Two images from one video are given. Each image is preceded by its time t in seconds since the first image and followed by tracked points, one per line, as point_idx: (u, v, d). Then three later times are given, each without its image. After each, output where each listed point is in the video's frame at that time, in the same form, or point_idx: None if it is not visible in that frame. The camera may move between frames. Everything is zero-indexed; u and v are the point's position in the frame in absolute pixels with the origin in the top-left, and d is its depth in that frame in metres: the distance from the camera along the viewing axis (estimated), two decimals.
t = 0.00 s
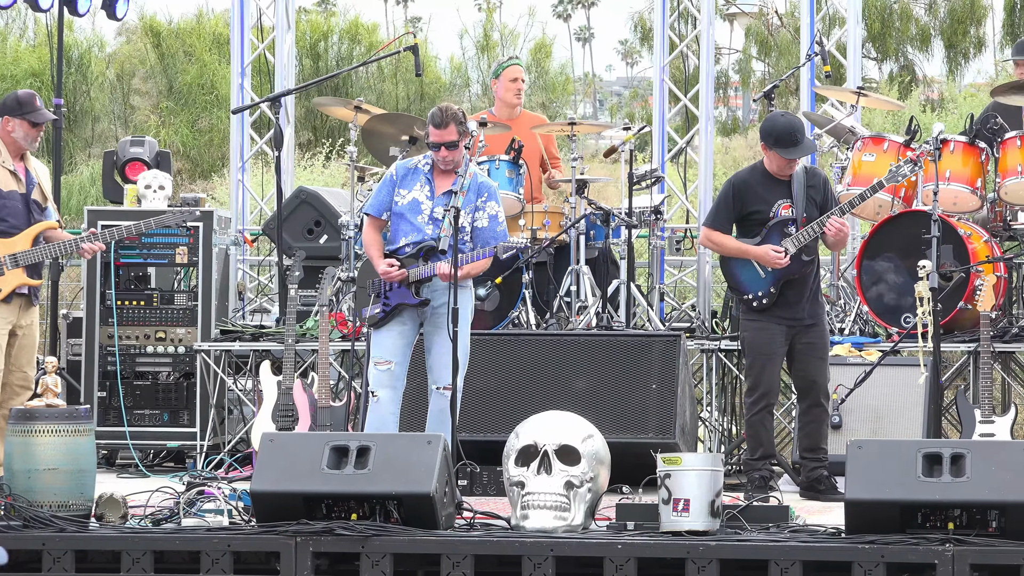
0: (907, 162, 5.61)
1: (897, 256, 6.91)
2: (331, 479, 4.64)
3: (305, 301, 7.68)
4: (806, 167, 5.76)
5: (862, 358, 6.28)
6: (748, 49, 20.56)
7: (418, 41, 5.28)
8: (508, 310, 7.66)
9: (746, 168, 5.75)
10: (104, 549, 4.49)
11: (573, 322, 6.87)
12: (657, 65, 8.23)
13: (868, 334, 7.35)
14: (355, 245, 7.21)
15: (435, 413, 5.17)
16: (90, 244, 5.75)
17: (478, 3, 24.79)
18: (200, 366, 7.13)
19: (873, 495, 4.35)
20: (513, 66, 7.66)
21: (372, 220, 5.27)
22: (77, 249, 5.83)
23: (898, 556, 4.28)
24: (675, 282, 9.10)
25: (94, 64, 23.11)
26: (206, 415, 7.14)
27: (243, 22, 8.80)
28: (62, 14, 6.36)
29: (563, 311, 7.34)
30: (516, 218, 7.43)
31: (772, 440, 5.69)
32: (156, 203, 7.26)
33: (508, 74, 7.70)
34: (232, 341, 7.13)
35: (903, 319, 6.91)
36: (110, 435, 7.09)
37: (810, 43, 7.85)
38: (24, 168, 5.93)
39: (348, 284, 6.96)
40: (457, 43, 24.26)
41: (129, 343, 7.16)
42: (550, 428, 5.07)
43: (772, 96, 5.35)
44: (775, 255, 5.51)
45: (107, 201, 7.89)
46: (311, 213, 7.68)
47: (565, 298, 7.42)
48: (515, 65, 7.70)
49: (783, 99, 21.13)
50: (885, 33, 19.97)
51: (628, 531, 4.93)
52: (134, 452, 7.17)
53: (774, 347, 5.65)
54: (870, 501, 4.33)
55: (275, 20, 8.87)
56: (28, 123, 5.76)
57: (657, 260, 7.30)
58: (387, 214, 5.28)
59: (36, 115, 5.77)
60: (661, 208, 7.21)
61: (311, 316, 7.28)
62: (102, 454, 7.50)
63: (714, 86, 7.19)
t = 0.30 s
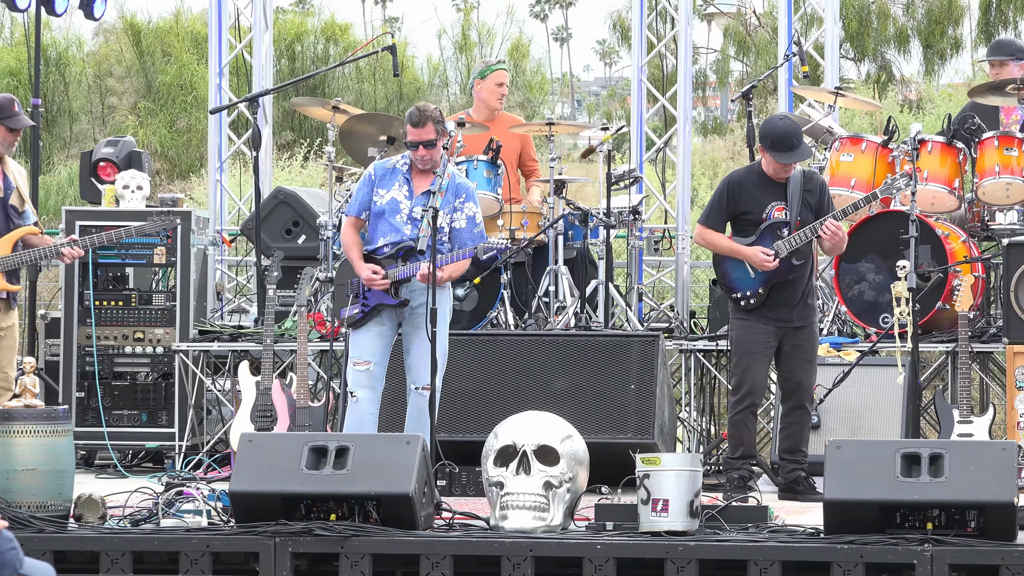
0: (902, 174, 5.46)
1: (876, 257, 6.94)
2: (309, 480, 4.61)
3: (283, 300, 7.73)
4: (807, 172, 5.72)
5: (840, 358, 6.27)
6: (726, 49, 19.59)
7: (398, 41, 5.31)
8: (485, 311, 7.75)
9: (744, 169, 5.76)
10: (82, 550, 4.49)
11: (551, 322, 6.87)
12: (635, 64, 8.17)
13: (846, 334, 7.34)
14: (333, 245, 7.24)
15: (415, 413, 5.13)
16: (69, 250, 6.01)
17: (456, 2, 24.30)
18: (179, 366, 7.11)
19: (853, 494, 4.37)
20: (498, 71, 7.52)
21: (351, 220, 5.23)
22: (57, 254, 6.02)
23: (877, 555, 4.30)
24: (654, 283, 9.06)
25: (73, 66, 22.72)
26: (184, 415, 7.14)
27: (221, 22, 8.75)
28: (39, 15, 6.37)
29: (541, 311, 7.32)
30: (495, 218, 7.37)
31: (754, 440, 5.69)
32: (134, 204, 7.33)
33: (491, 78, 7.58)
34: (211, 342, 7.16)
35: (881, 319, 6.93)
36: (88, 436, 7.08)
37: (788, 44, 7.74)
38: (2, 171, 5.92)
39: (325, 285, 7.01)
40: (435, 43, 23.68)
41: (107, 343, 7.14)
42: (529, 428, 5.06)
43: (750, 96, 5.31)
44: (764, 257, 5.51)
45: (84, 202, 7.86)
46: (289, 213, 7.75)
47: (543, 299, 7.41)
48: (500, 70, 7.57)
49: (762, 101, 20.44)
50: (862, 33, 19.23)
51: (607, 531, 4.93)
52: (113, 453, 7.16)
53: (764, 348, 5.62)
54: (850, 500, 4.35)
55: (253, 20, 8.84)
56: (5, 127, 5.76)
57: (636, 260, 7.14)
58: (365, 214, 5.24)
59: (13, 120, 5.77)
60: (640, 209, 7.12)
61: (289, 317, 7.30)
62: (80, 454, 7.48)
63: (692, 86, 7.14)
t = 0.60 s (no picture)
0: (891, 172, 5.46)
1: (857, 257, 6.96)
2: (290, 480, 4.58)
3: (263, 301, 7.60)
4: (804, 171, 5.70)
5: (821, 358, 6.27)
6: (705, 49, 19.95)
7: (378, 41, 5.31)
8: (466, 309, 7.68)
9: (741, 166, 5.73)
10: (62, 550, 4.50)
11: (532, 322, 6.86)
12: (616, 64, 8.14)
13: (827, 334, 7.25)
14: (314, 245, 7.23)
15: (395, 413, 5.11)
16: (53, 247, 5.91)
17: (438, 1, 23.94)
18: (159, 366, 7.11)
19: (832, 494, 4.38)
20: (460, 70, 7.67)
21: (331, 219, 5.23)
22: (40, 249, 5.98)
23: (857, 555, 4.30)
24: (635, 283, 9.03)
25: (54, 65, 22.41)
26: (165, 415, 7.13)
27: (201, 22, 8.72)
28: (20, 15, 6.37)
29: (523, 312, 7.24)
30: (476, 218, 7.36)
31: (738, 439, 5.67)
32: (114, 204, 7.33)
33: (456, 78, 7.70)
34: (191, 341, 7.16)
35: (861, 319, 6.95)
36: (68, 436, 7.06)
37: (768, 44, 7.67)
38: None
39: (306, 285, 6.75)
40: (416, 43, 23.40)
41: (87, 343, 7.14)
42: (510, 428, 5.05)
43: (732, 97, 5.29)
44: (755, 253, 5.46)
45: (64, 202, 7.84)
46: (270, 213, 7.64)
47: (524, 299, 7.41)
48: (463, 69, 7.70)
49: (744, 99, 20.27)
50: (843, 34, 19.14)
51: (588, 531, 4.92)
52: (93, 453, 7.14)
53: (751, 347, 5.61)
54: (829, 500, 4.35)
55: (234, 20, 8.81)
56: None
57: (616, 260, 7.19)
58: (345, 214, 5.24)
59: None
60: (620, 209, 7.20)
61: (270, 316, 7.35)
62: (59, 455, 7.46)
63: (673, 86, 7.12)
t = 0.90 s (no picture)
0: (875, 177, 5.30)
1: (834, 257, 7.00)
2: (268, 480, 4.56)
3: (240, 300, 7.67)
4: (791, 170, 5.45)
5: (799, 358, 6.25)
6: (682, 50, 18.69)
7: (354, 40, 5.31)
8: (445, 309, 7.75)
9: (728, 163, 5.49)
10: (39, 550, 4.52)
11: (509, 322, 6.87)
12: (592, 64, 8.11)
13: (803, 333, 7.30)
14: (291, 244, 7.25)
15: (371, 413, 5.09)
16: (26, 247, 6.14)
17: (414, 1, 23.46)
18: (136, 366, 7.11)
19: (809, 494, 4.37)
20: (440, 71, 7.65)
21: (307, 219, 5.23)
22: (11, 250, 6.20)
23: (834, 554, 4.31)
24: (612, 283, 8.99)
25: (27, 64, 22.10)
26: (141, 415, 7.12)
27: (177, 22, 8.69)
28: None
29: (499, 312, 7.30)
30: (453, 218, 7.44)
31: (717, 435, 5.48)
32: (90, 203, 7.33)
33: (435, 79, 7.67)
34: (168, 341, 7.16)
35: (838, 319, 6.98)
36: (44, 436, 7.04)
37: (745, 45, 7.59)
38: None
39: (283, 284, 6.77)
40: (392, 43, 22.61)
41: (64, 343, 7.14)
42: (487, 427, 5.03)
43: (708, 96, 5.30)
44: (736, 251, 5.24)
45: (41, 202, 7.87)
46: (246, 213, 7.64)
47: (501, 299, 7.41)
48: (442, 70, 7.67)
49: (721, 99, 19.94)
50: (822, 35, 17.88)
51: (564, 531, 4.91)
52: (69, 453, 7.14)
53: (733, 342, 5.38)
54: (806, 499, 4.35)
55: (210, 20, 8.79)
56: None
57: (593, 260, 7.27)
58: (322, 214, 5.25)
59: None
60: (597, 208, 7.20)
61: (247, 316, 7.33)
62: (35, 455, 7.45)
63: (649, 85, 7.16)
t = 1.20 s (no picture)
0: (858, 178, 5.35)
1: (812, 256, 7.09)
2: (248, 480, 4.54)
3: (221, 300, 7.60)
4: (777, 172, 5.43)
5: (779, 358, 6.25)
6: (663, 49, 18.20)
7: (335, 40, 5.28)
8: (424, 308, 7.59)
9: (713, 164, 5.47)
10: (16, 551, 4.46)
11: (489, 322, 6.95)
12: (572, 64, 8.09)
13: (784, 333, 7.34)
14: (272, 244, 7.26)
15: (352, 413, 5.08)
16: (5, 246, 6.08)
17: (394, 1, 23.02)
18: (116, 366, 7.10)
19: (789, 494, 4.37)
20: (444, 72, 7.58)
21: (286, 221, 5.20)
22: None
23: (814, 554, 4.32)
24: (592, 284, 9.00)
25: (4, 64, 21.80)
26: (121, 415, 7.11)
27: (158, 21, 8.68)
28: None
29: (479, 312, 7.35)
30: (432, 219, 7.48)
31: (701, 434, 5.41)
32: (70, 203, 7.32)
33: (439, 78, 7.61)
34: (148, 341, 7.15)
35: (818, 319, 7.05)
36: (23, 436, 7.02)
37: (726, 44, 7.52)
38: None
39: (264, 284, 6.96)
40: (373, 42, 21.74)
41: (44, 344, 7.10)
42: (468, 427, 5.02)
43: (688, 97, 5.30)
44: (720, 250, 5.22)
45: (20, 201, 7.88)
46: (227, 213, 7.65)
47: (482, 298, 7.42)
48: (448, 71, 7.62)
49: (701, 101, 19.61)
50: (804, 33, 17.30)
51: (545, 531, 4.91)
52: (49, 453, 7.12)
53: (720, 344, 5.35)
54: (786, 500, 4.34)
55: (190, 19, 8.77)
56: None
57: (574, 260, 7.35)
58: (300, 214, 5.22)
59: None
60: (577, 208, 7.14)
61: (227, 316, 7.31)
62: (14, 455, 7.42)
63: (630, 85, 7.14)
